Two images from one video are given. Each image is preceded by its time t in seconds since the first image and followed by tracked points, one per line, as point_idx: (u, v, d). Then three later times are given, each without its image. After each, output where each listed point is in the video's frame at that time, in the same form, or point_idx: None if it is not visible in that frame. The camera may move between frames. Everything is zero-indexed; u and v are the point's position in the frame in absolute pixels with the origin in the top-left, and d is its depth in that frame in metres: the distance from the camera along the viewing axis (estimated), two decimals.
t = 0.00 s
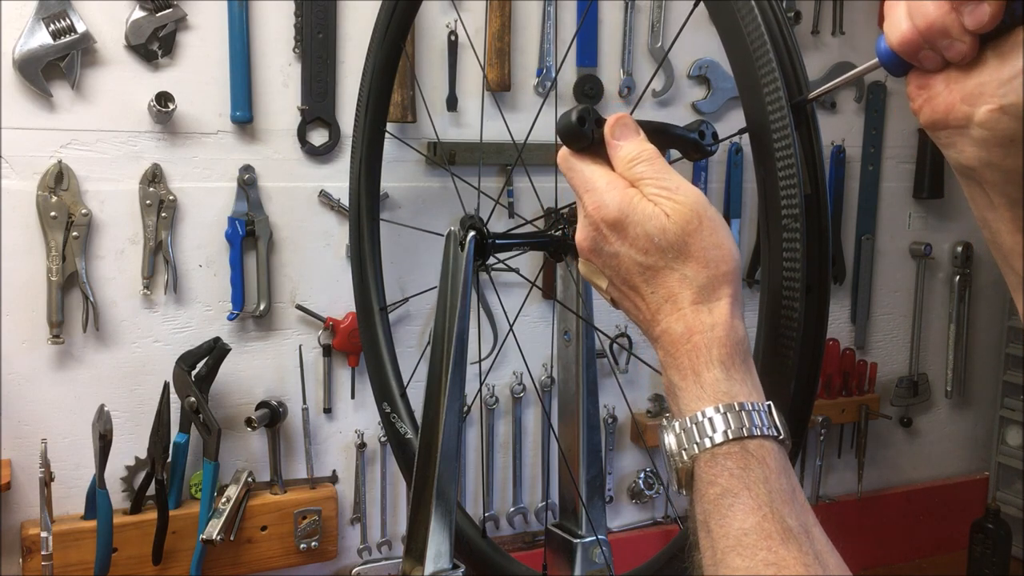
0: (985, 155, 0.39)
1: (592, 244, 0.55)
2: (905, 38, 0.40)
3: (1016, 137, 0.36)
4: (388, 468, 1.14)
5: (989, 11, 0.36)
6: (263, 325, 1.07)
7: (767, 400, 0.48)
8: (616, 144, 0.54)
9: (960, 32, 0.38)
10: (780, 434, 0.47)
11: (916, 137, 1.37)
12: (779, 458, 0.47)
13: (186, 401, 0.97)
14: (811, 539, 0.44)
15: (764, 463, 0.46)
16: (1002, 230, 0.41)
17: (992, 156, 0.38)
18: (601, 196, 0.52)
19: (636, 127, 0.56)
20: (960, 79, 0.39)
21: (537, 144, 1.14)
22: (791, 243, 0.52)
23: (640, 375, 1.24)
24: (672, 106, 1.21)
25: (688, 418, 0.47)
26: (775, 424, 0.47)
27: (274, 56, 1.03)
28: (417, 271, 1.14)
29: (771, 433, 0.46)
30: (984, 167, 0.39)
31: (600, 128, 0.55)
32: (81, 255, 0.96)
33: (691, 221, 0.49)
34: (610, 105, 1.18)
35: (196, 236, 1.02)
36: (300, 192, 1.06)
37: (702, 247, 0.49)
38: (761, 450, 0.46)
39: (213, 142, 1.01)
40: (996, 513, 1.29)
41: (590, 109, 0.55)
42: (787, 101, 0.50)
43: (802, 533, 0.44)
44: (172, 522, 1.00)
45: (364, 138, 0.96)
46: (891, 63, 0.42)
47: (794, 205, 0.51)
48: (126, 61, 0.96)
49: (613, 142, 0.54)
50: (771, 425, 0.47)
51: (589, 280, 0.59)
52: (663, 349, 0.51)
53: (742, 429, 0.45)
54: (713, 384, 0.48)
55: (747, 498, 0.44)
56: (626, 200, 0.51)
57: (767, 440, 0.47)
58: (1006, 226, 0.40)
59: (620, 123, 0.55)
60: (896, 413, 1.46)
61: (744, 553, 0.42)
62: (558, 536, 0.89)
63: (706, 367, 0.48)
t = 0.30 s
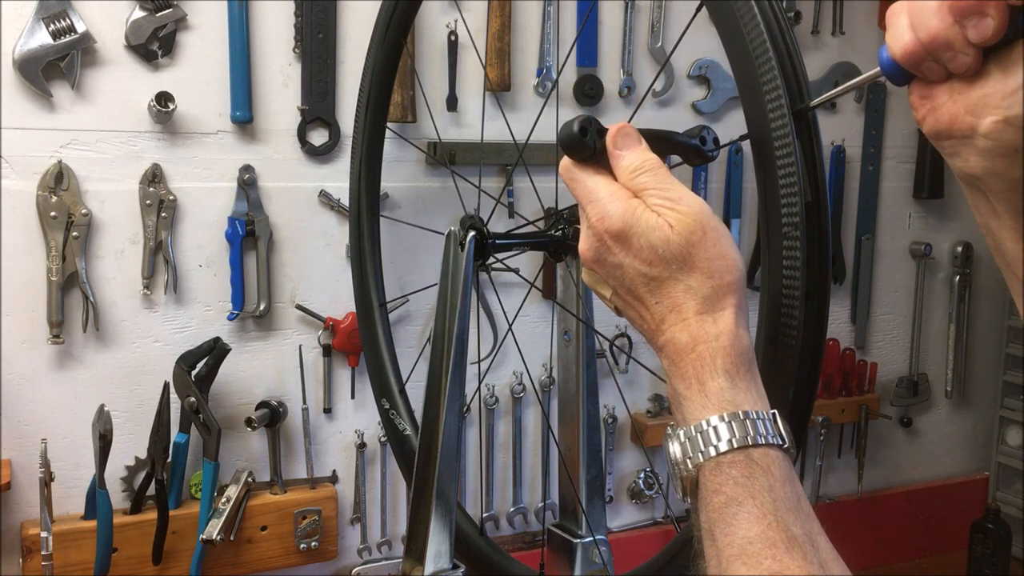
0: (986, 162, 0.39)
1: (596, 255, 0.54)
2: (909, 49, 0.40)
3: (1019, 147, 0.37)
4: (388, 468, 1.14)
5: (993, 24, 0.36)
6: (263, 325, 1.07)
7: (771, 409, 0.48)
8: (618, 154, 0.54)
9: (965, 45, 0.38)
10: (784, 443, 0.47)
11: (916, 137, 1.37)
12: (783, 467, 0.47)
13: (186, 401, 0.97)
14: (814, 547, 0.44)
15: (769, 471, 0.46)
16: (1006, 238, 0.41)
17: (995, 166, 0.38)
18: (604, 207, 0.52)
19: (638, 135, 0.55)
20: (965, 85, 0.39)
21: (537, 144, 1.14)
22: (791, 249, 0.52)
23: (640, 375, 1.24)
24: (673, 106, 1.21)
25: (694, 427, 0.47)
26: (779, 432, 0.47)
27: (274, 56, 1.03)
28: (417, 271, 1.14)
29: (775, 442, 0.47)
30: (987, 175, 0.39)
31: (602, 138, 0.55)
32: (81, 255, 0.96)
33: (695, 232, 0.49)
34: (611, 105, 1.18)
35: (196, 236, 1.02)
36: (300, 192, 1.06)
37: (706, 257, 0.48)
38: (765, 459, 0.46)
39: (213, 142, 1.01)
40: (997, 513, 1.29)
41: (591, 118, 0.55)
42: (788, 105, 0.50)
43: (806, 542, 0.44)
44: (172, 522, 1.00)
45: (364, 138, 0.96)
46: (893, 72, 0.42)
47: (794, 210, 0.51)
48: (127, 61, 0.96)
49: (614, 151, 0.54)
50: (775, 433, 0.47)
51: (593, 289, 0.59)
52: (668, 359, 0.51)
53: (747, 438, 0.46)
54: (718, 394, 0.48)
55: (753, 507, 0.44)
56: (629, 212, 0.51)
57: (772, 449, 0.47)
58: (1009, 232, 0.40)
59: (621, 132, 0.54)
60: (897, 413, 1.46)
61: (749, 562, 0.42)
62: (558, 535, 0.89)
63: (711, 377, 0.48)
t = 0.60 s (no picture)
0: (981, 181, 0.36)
1: (588, 261, 0.54)
2: (904, 42, 0.38)
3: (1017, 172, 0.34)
4: (388, 468, 1.14)
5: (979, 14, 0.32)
6: (263, 325, 1.07)
7: (764, 419, 0.48)
8: (617, 152, 0.53)
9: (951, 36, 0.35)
10: (777, 454, 0.47)
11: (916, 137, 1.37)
12: (777, 478, 0.47)
13: (186, 401, 0.97)
14: (812, 559, 0.44)
15: (762, 483, 0.46)
16: (1007, 268, 0.38)
17: (993, 191, 0.35)
18: (595, 211, 0.52)
19: (640, 136, 0.55)
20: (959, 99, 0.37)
21: (537, 144, 1.14)
22: (791, 249, 0.52)
23: (640, 375, 1.24)
24: (672, 106, 1.21)
25: (686, 438, 0.47)
26: (773, 443, 0.47)
27: (274, 56, 1.03)
28: (417, 271, 1.14)
29: (769, 453, 0.47)
30: (986, 201, 0.36)
31: (602, 137, 0.55)
32: (81, 255, 0.96)
33: (684, 237, 0.48)
34: (610, 105, 1.18)
35: (196, 236, 1.02)
36: (300, 192, 1.06)
37: (694, 263, 0.48)
38: (759, 470, 0.46)
39: (213, 142, 1.01)
40: (997, 513, 1.29)
41: (593, 117, 0.55)
42: (788, 106, 0.50)
43: (802, 553, 0.43)
44: (172, 522, 1.00)
45: (364, 138, 0.96)
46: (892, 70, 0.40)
47: (794, 210, 0.51)
48: (126, 62, 0.96)
49: (614, 149, 0.54)
50: (768, 444, 0.47)
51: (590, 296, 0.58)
52: (660, 368, 0.50)
53: (741, 449, 0.46)
54: (711, 404, 0.47)
55: (747, 519, 0.44)
56: (618, 216, 0.50)
57: (766, 460, 0.47)
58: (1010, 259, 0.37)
59: (621, 132, 0.54)
60: (896, 413, 1.46)
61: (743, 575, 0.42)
62: (558, 536, 0.89)
63: (703, 387, 0.47)
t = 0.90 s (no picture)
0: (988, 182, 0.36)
1: (572, 272, 0.53)
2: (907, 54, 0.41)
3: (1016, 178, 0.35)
4: (388, 468, 1.14)
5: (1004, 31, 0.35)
6: (263, 325, 1.07)
7: (755, 424, 0.48)
8: (614, 147, 0.52)
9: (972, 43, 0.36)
10: (768, 460, 0.47)
11: (916, 137, 1.37)
12: (768, 484, 0.47)
13: (186, 401, 0.97)
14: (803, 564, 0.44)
15: (753, 489, 0.46)
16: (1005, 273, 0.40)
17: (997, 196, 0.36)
18: (574, 224, 0.51)
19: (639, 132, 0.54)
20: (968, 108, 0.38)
21: (537, 144, 1.14)
22: (791, 249, 0.52)
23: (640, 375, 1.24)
24: (672, 106, 1.21)
25: (677, 444, 0.47)
26: (764, 449, 0.47)
27: (274, 56, 1.03)
28: (417, 271, 1.14)
29: (759, 459, 0.46)
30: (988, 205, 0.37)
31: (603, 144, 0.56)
32: (81, 255, 0.96)
33: (671, 242, 0.47)
34: (611, 105, 1.18)
35: (196, 236, 1.02)
36: (300, 192, 1.06)
37: (681, 268, 0.47)
38: (749, 476, 0.46)
39: (213, 142, 1.01)
40: (997, 513, 1.29)
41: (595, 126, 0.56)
42: (788, 105, 0.50)
43: (795, 559, 0.44)
44: (172, 522, 1.00)
45: (364, 137, 0.96)
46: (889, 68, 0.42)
47: (794, 210, 0.51)
48: (126, 62, 0.96)
49: (613, 143, 0.53)
50: (759, 450, 0.47)
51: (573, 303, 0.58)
52: (651, 374, 0.50)
53: (731, 455, 0.45)
54: (701, 411, 0.47)
55: (738, 527, 0.44)
56: (599, 226, 0.49)
57: (757, 466, 0.47)
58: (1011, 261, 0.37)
59: (624, 126, 0.53)
60: (896, 413, 1.46)
61: None
62: (558, 536, 0.89)
63: (694, 393, 0.47)
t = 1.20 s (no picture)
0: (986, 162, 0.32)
1: (565, 283, 0.53)
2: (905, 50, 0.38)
3: None
4: (388, 468, 1.14)
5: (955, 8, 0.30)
6: (263, 325, 1.07)
7: (753, 429, 0.48)
8: (608, 154, 0.53)
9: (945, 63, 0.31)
10: (767, 464, 0.47)
11: (916, 137, 1.37)
12: (767, 490, 0.47)
13: (186, 401, 0.97)
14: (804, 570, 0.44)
15: (752, 496, 0.45)
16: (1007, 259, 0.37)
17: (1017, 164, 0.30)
18: (566, 235, 0.51)
19: (630, 139, 0.55)
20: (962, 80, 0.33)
21: (538, 144, 1.14)
22: (791, 251, 0.52)
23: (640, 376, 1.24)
24: (672, 106, 1.21)
25: (675, 451, 0.47)
26: (763, 454, 0.47)
27: (274, 56, 1.03)
28: (417, 271, 1.14)
29: (759, 464, 0.46)
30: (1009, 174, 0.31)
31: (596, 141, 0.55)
32: (81, 255, 0.96)
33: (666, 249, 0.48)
34: (611, 105, 1.18)
35: (196, 236, 1.02)
36: (300, 192, 1.06)
37: (677, 275, 0.47)
38: (749, 483, 0.46)
39: (213, 142, 1.01)
40: (997, 513, 1.29)
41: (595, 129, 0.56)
42: (788, 108, 0.50)
43: (795, 565, 0.44)
44: (172, 522, 1.00)
45: (364, 136, 0.96)
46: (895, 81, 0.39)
47: (794, 212, 0.51)
48: (126, 62, 0.96)
49: (607, 149, 0.53)
50: (758, 455, 0.46)
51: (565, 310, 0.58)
52: (648, 381, 0.50)
53: (730, 462, 0.45)
54: (700, 417, 0.47)
55: (737, 534, 0.44)
56: (593, 237, 0.49)
57: (756, 472, 0.46)
58: None
59: (616, 130, 0.54)
60: (896, 413, 1.46)
61: None
62: (558, 536, 0.89)
63: (693, 399, 0.47)
